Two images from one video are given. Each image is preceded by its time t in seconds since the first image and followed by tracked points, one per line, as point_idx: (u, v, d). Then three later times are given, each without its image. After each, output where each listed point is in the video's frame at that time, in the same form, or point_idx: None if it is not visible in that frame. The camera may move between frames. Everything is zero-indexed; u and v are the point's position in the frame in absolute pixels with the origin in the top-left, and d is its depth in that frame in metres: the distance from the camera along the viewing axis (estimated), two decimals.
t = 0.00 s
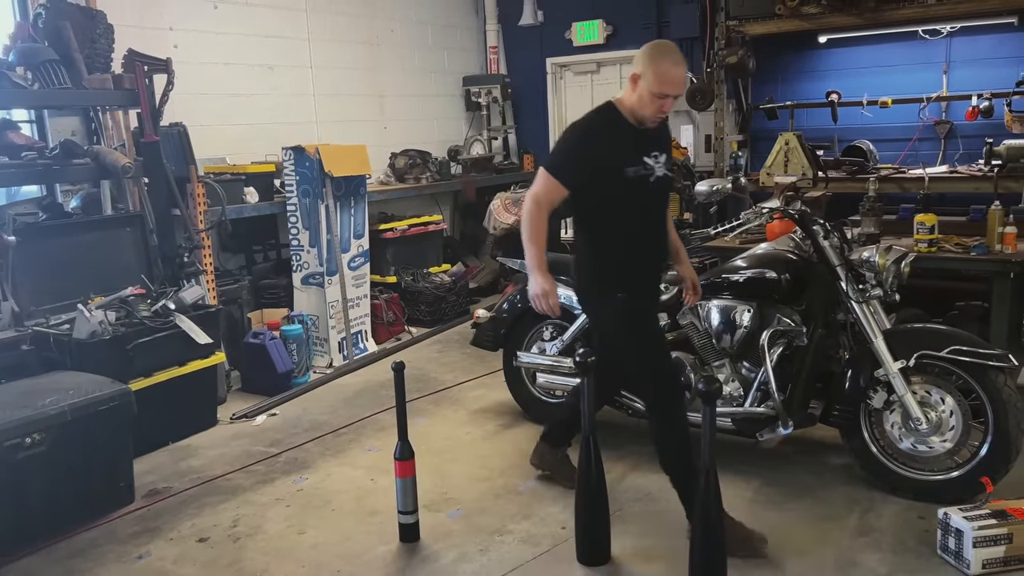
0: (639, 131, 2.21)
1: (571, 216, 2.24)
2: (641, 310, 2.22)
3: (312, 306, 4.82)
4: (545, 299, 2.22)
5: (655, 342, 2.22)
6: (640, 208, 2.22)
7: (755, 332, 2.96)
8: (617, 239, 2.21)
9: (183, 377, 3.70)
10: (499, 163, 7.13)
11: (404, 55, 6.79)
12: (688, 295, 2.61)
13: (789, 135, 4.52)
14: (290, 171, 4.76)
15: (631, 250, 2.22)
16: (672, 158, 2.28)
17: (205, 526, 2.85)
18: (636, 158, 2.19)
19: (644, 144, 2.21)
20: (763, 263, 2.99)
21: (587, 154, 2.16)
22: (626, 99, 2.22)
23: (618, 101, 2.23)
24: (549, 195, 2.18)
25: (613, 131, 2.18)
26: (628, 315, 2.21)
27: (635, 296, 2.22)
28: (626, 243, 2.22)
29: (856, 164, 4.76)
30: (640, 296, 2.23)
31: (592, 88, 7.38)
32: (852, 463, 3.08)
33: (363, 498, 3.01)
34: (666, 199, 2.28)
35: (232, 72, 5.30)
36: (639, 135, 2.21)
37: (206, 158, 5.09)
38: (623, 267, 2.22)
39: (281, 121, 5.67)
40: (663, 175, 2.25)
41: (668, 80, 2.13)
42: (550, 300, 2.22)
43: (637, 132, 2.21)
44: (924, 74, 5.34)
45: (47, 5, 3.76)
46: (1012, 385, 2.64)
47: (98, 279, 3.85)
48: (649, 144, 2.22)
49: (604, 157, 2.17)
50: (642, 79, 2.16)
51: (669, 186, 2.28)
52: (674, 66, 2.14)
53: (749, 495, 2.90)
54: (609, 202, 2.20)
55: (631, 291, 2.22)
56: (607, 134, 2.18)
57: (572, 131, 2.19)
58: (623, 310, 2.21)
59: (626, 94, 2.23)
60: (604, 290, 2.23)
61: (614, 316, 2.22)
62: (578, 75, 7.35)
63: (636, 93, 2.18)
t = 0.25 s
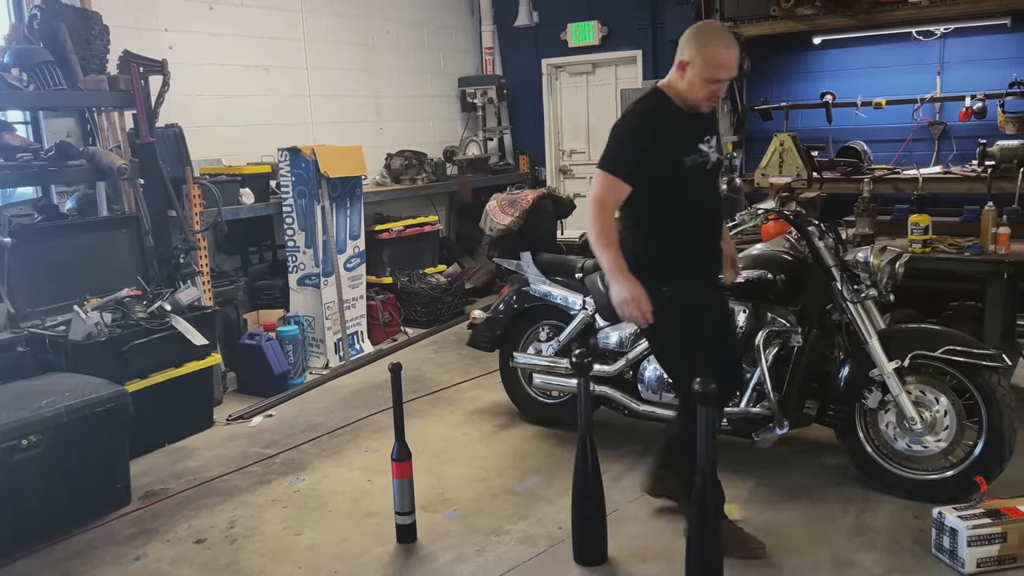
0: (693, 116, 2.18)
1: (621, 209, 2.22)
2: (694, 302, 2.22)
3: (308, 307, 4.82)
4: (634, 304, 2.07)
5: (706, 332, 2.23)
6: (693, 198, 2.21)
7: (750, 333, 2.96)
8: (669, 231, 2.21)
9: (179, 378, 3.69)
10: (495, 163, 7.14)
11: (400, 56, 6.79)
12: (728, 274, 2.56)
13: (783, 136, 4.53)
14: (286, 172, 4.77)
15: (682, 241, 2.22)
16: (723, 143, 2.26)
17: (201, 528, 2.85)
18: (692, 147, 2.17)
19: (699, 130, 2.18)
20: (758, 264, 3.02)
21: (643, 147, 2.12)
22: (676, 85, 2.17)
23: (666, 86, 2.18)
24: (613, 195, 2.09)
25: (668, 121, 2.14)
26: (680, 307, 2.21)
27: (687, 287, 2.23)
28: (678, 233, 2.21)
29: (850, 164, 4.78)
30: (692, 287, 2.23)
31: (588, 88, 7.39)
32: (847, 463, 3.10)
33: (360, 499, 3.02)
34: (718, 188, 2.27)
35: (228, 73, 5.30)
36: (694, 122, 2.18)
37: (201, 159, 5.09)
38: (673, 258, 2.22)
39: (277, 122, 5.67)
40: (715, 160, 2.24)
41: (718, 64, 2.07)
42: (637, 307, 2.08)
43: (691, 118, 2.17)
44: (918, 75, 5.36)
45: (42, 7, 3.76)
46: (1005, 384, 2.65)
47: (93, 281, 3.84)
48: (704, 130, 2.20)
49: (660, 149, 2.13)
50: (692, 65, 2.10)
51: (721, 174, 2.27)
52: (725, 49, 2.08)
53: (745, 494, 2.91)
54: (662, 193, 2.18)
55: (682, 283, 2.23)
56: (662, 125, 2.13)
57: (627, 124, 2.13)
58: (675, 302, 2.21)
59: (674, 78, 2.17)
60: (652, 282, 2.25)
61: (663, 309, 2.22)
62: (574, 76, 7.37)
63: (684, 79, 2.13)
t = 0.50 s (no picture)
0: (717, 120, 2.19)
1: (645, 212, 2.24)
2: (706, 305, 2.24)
3: (305, 307, 4.81)
4: (676, 301, 2.06)
5: (718, 336, 2.26)
6: (713, 203, 2.22)
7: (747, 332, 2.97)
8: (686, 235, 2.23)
9: (175, 379, 3.69)
10: (490, 164, 7.14)
11: (396, 56, 6.79)
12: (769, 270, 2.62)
13: (779, 137, 4.58)
14: (282, 172, 4.75)
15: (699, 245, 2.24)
16: (744, 146, 2.27)
17: (199, 528, 2.84)
18: (715, 153, 2.18)
19: (723, 134, 2.19)
20: (755, 264, 3.04)
21: (666, 149, 2.13)
22: (699, 89, 2.18)
23: (689, 89, 2.19)
24: (637, 198, 2.12)
25: (690, 124, 2.14)
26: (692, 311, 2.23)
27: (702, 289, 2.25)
28: (697, 238, 2.23)
29: (845, 165, 4.80)
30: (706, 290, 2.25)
31: (583, 89, 7.39)
32: (844, 462, 3.11)
33: (358, 499, 3.02)
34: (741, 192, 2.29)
35: (224, 73, 5.29)
36: (718, 127, 2.19)
37: (197, 160, 5.08)
38: (690, 261, 2.24)
39: (273, 122, 5.66)
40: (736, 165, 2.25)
41: (738, 71, 2.06)
42: (676, 304, 2.07)
43: (716, 122, 2.18)
44: (913, 75, 5.38)
45: (38, 7, 3.75)
46: (1001, 383, 2.67)
47: (89, 281, 3.83)
48: (728, 134, 2.21)
49: (680, 152, 2.14)
50: (713, 70, 2.10)
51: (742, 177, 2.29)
52: (747, 55, 2.07)
53: (743, 494, 2.92)
54: (684, 198, 2.19)
55: (696, 287, 2.25)
56: (683, 129, 2.14)
57: (650, 128, 2.14)
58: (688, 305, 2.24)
59: (697, 82, 2.18)
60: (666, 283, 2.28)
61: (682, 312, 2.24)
62: (570, 76, 7.37)
63: (706, 84, 2.14)
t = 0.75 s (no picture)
0: (711, 121, 2.17)
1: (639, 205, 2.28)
2: (697, 304, 2.25)
3: (301, 307, 4.81)
4: (608, 304, 2.09)
5: (714, 334, 2.27)
6: (706, 203, 2.22)
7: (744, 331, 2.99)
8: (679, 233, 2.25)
9: (172, 379, 3.68)
10: (486, 164, 7.15)
11: (391, 56, 6.79)
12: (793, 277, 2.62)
13: (776, 137, 4.46)
14: (278, 172, 4.76)
15: (690, 243, 2.25)
16: (750, 148, 2.22)
17: (198, 529, 2.84)
18: (705, 154, 2.17)
19: (718, 134, 2.17)
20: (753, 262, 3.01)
21: (654, 147, 2.15)
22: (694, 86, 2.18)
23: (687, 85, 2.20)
24: (612, 195, 2.14)
25: (679, 123, 2.15)
26: (683, 309, 2.26)
27: (693, 289, 2.26)
28: (685, 236, 2.24)
29: (840, 164, 4.82)
30: (699, 290, 2.26)
31: (578, 89, 7.41)
32: (841, 460, 3.12)
33: (356, 499, 3.02)
34: (743, 192, 2.25)
35: (219, 73, 5.28)
36: (711, 127, 2.17)
37: (193, 160, 5.07)
38: (677, 258, 2.26)
39: (269, 122, 5.66)
40: (736, 167, 2.21)
41: (721, 74, 2.04)
42: (610, 307, 2.10)
43: (707, 122, 2.16)
44: (907, 75, 5.41)
45: (33, 7, 3.74)
46: (997, 381, 2.68)
47: (85, 281, 3.82)
48: (724, 134, 2.18)
49: (671, 151, 2.16)
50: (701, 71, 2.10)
51: (746, 177, 2.24)
52: (733, 60, 2.03)
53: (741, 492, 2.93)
54: (670, 194, 2.21)
55: (686, 286, 2.26)
56: (675, 128, 2.15)
57: (640, 125, 2.17)
58: (675, 302, 2.26)
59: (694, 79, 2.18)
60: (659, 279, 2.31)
61: (665, 307, 2.28)
62: (565, 76, 7.38)
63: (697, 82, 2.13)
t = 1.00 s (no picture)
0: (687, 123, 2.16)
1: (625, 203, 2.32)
2: (677, 302, 2.25)
3: (297, 307, 4.81)
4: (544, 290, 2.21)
5: (695, 333, 2.26)
6: (684, 203, 2.21)
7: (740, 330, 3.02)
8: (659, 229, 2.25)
9: (168, 379, 3.67)
10: (481, 164, 7.16)
11: (386, 56, 6.79)
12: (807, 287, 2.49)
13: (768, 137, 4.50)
14: (274, 172, 4.76)
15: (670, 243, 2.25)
16: (732, 152, 2.17)
17: (195, 528, 2.84)
18: (678, 153, 2.16)
19: (695, 136, 2.16)
20: (747, 263, 3.03)
21: (633, 141, 2.18)
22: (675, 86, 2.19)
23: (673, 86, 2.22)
24: (588, 190, 2.19)
25: (657, 122, 2.17)
26: (662, 307, 2.26)
27: (673, 286, 2.25)
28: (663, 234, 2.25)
29: (834, 164, 4.85)
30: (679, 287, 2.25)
31: (573, 89, 7.42)
32: (836, 458, 3.14)
33: (354, 498, 3.02)
34: (725, 194, 2.22)
35: (215, 73, 5.27)
36: (689, 128, 2.15)
37: (188, 160, 5.07)
38: (657, 256, 2.27)
39: (264, 123, 5.66)
40: (713, 169, 2.18)
41: (687, 77, 2.05)
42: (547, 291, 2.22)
43: (683, 122, 2.16)
44: (900, 76, 5.44)
45: (28, 6, 3.73)
46: (992, 379, 2.70)
47: (80, 281, 3.81)
48: (702, 136, 2.16)
49: (648, 148, 2.17)
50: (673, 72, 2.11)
51: (728, 180, 2.20)
52: (700, 63, 2.03)
53: (737, 490, 2.95)
54: (648, 193, 2.24)
55: (666, 284, 2.26)
56: (655, 125, 2.16)
57: (624, 118, 2.19)
58: (655, 300, 2.28)
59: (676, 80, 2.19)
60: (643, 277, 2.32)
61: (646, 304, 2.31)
62: (560, 76, 7.40)
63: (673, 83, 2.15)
